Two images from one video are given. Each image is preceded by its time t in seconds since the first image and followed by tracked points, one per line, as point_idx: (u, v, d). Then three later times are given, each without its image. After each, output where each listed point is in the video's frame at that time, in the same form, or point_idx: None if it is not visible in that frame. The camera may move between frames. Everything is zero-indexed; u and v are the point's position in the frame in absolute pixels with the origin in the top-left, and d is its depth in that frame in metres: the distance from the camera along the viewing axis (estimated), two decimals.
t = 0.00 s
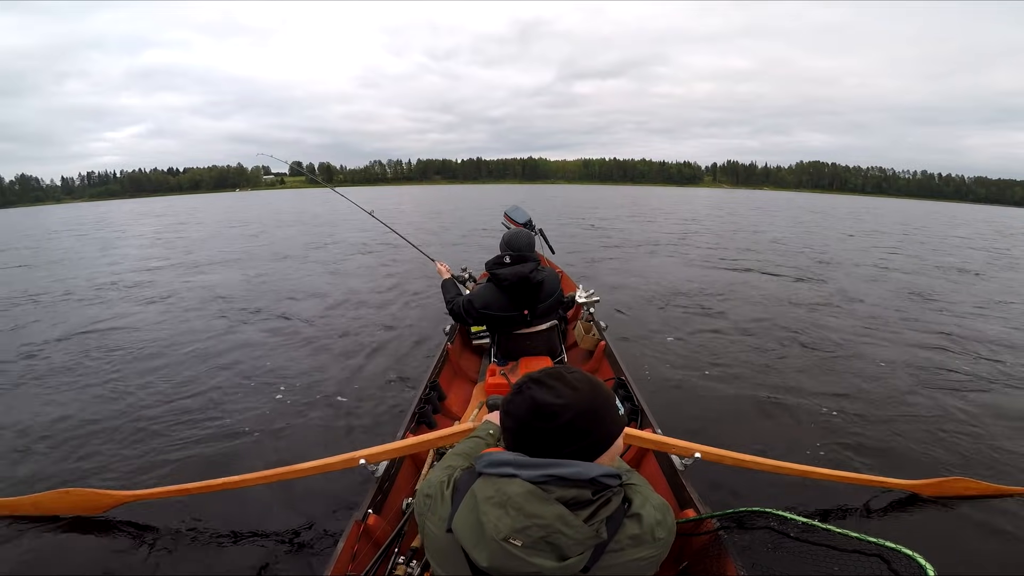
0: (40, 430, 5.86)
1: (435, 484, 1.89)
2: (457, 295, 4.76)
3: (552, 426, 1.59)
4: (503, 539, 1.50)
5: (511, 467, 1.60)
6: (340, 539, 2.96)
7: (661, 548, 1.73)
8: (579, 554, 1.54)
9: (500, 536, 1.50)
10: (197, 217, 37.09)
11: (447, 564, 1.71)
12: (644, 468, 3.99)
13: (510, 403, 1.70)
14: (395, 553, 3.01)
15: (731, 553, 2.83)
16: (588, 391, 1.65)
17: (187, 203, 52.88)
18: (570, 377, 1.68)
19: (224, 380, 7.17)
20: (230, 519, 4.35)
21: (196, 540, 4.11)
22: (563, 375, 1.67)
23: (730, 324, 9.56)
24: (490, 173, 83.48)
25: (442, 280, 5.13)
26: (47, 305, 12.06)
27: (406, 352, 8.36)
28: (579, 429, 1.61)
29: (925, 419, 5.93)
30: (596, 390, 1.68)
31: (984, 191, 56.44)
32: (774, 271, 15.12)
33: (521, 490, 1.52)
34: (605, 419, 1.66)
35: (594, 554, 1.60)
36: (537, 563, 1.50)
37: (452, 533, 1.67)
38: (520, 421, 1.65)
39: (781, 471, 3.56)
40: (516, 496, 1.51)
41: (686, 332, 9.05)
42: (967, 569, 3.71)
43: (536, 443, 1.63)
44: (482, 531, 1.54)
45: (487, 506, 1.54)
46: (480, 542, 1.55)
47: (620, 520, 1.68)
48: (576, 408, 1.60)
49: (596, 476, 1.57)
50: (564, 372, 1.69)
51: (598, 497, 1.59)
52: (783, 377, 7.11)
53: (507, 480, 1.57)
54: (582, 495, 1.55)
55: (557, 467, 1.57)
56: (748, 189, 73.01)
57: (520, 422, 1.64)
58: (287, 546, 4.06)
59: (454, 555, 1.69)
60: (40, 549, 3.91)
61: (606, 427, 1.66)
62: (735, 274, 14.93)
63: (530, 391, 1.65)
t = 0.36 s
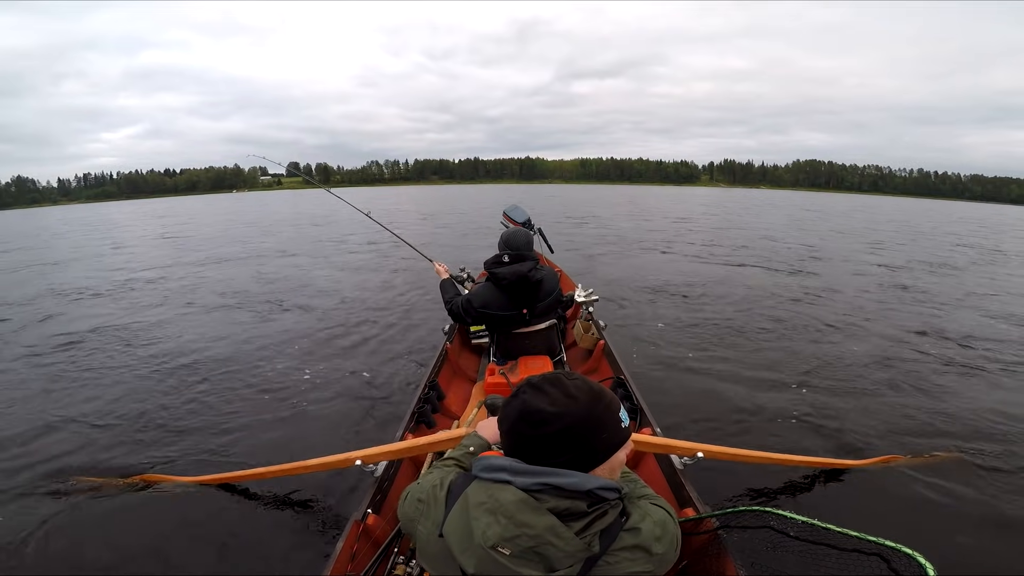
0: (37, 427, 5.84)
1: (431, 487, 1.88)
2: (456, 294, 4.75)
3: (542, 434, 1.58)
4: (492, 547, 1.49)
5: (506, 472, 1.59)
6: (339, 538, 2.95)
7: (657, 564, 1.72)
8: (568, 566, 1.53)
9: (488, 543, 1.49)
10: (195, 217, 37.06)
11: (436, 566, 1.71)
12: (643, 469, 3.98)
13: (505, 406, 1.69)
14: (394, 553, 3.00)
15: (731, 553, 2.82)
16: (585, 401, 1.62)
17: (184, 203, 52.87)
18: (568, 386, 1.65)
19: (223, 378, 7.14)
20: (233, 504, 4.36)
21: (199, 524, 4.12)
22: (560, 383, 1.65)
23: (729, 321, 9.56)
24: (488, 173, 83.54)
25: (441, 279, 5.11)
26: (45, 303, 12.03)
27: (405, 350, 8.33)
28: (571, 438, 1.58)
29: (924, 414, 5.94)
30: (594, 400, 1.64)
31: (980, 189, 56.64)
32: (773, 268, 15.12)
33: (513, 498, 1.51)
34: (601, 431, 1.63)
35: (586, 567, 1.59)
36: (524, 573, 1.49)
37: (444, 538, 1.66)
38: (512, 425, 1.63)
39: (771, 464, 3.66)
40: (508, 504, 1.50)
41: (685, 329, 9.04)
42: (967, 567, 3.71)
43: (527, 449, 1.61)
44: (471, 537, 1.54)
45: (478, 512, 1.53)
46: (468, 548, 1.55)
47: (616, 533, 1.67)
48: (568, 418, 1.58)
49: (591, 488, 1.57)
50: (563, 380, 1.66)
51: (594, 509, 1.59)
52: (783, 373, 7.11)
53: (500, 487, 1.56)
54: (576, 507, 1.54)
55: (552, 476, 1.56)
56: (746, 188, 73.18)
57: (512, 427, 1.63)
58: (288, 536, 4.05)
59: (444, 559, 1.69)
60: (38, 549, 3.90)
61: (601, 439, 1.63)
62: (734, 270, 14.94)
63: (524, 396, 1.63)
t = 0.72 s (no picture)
0: (33, 420, 5.81)
1: (426, 489, 1.88)
2: (455, 293, 4.75)
3: (536, 433, 1.60)
4: (483, 546, 1.49)
5: (502, 472, 1.60)
6: (337, 538, 2.95)
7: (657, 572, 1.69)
8: (559, 568, 1.52)
9: (479, 542, 1.49)
10: (193, 214, 36.97)
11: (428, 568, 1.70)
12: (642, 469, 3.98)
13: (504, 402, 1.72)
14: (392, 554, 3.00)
15: (728, 553, 2.84)
16: (581, 402, 1.63)
17: (182, 201, 52.78)
18: (565, 386, 1.66)
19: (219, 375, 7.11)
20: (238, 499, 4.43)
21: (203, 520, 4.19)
22: (558, 383, 1.66)
23: (727, 320, 9.56)
24: (486, 172, 83.66)
25: (440, 278, 5.12)
26: (40, 298, 11.95)
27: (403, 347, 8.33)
28: (564, 438, 1.60)
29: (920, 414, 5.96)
30: (591, 402, 1.66)
31: (977, 191, 56.86)
32: (771, 268, 15.11)
33: (506, 498, 1.51)
34: (596, 432, 1.65)
35: (578, 569, 1.57)
36: (516, 574, 1.48)
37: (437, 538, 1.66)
38: (508, 423, 1.67)
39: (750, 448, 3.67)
40: (501, 504, 1.51)
41: (683, 329, 9.04)
42: (962, 566, 3.72)
43: (522, 448, 1.64)
44: (463, 537, 1.53)
45: (472, 512, 1.53)
46: (460, 547, 1.54)
47: (612, 536, 1.66)
48: (562, 418, 1.59)
49: (584, 488, 1.58)
50: (560, 380, 1.68)
51: (587, 511, 1.59)
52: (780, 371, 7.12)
53: (495, 487, 1.56)
54: (569, 507, 1.55)
55: (546, 477, 1.59)
56: (744, 189, 73.36)
57: (507, 425, 1.66)
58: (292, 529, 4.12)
59: (436, 560, 1.68)
60: (35, 549, 3.89)
61: (595, 440, 1.65)
62: (731, 269, 14.99)
63: (521, 395, 1.66)
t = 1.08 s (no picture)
0: (34, 424, 5.84)
1: (416, 488, 1.90)
2: (451, 294, 4.74)
3: (516, 431, 1.61)
4: (464, 543, 1.51)
5: (486, 470, 1.61)
6: (334, 537, 2.95)
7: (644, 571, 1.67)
8: (540, 566, 1.51)
9: (460, 539, 1.51)
10: (192, 215, 36.97)
11: (416, 566, 1.72)
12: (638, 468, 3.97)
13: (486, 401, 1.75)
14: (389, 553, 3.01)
15: (724, 552, 2.85)
16: (561, 399, 1.64)
17: (181, 201, 52.67)
18: (546, 383, 1.67)
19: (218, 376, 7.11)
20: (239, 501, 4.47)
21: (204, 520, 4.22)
22: (538, 381, 1.67)
23: (726, 319, 9.55)
24: (486, 172, 83.58)
25: (436, 279, 5.11)
26: (41, 300, 11.96)
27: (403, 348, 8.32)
28: (544, 436, 1.61)
29: (918, 412, 5.95)
30: (571, 398, 1.66)
31: (978, 189, 56.78)
32: (771, 266, 15.09)
33: (487, 495, 1.53)
34: (576, 429, 1.65)
35: (562, 567, 1.56)
36: (496, 571, 1.48)
37: (423, 536, 1.68)
38: (489, 422, 1.69)
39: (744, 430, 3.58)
40: (482, 501, 1.52)
41: (682, 328, 9.03)
42: (957, 566, 3.72)
43: (503, 446, 1.66)
44: (447, 534, 1.56)
45: (454, 509, 1.55)
46: (444, 544, 1.57)
47: (598, 535, 1.65)
48: (541, 415, 1.60)
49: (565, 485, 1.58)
50: (541, 377, 1.69)
51: (570, 509, 1.58)
52: (779, 370, 7.12)
53: (478, 485, 1.58)
54: (552, 504, 1.54)
55: (529, 474, 1.59)
56: (744, 188, 73.29)
57: (489, 424, 1.68)
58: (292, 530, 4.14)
59: (423, 558, 1.70)
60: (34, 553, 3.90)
61: (576, 437, 1.65)
62: (732, 268, 14.97)
63: (501, 393, 1.68)
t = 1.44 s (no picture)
0: (34, 423, 5.84)
1: (414, 490, 1.91)
2: (450, 293, 4.74)
3: (508, 432, 1.61)
4: (459, 545, 1.51)
5: (480, 472, 1.61)
6: (334, 537, 2.95)
7: (640, 569, 1.69)
8: (536, 566, 1.51)
9: (456, 541, 1.51)
10: (194, 215, 37.06)
11: (412, 566, 1.73)
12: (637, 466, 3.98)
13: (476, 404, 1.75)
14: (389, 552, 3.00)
15: (725, 551, 2.84)
16: (550, 399, 1.64)
17: (182, 201, 52.62)
18: (534, 383, 1.67)
19: (218, 376, 7.10)
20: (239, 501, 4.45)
21: (204, 521, 4.19)
22: (527, 381, 1.67)
23: (727, 318, 9.53)
24: (486, 172, 83.54)
25: (436, 278, 5.10)
26: (42, 301, 11.97)
27: (403, 347, 8.33)
28: (536, 436, 1.61)
29: (919, 412, 5.95)
30: (561, 398, 1.66)
31: (978, 189, 56.77)
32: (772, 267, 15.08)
33: (481, 496, 1.52)
34: (568, 429, 1.66)
35: (556, 567, 1.58)
36: (492, 571, 1.49)
37: (420, 537, 1.68)
38: (479, 424, 1.70)
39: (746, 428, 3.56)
40: (476, 503, 1.52)
41: (682, 327, 9.03)
42: (958, 566, 3.72)
43: (494, 447, 1.66)
44: (443, 535, 1.56)
45: (450, 511, 1.55)
46: (440, 545, 1.57)
47: (592, 534, 1.66)
48: (531, 416, 1.60)
49: (559, 485, 1.57)
50: (529, 378, 1.69)
51: (565, 508, 1.58)
52: (779, 369, 7.12)
53: (472, 486, 1.58)
54: (546, 504, 1.55)
55: (522, 475, 1.58)
56: (744, 188, 73.28)
57: (480, 427, 1.69)
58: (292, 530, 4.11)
59: (420, 558, 1.70)
60: (35, 552, 3.90)
61: (568, 437, 1.66)
62: (733, 268, 14.99)
63: (490, 395, 1.69)
